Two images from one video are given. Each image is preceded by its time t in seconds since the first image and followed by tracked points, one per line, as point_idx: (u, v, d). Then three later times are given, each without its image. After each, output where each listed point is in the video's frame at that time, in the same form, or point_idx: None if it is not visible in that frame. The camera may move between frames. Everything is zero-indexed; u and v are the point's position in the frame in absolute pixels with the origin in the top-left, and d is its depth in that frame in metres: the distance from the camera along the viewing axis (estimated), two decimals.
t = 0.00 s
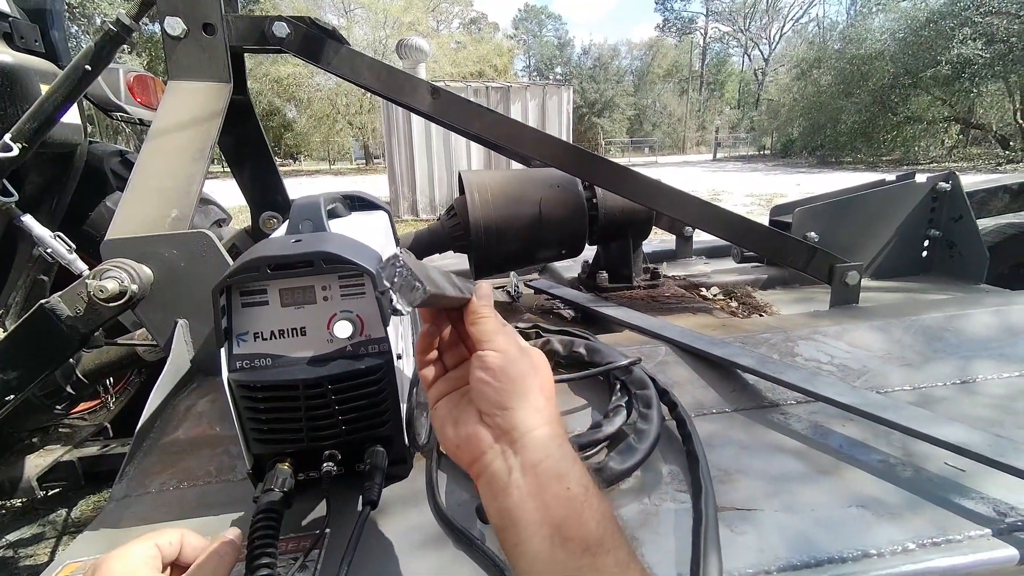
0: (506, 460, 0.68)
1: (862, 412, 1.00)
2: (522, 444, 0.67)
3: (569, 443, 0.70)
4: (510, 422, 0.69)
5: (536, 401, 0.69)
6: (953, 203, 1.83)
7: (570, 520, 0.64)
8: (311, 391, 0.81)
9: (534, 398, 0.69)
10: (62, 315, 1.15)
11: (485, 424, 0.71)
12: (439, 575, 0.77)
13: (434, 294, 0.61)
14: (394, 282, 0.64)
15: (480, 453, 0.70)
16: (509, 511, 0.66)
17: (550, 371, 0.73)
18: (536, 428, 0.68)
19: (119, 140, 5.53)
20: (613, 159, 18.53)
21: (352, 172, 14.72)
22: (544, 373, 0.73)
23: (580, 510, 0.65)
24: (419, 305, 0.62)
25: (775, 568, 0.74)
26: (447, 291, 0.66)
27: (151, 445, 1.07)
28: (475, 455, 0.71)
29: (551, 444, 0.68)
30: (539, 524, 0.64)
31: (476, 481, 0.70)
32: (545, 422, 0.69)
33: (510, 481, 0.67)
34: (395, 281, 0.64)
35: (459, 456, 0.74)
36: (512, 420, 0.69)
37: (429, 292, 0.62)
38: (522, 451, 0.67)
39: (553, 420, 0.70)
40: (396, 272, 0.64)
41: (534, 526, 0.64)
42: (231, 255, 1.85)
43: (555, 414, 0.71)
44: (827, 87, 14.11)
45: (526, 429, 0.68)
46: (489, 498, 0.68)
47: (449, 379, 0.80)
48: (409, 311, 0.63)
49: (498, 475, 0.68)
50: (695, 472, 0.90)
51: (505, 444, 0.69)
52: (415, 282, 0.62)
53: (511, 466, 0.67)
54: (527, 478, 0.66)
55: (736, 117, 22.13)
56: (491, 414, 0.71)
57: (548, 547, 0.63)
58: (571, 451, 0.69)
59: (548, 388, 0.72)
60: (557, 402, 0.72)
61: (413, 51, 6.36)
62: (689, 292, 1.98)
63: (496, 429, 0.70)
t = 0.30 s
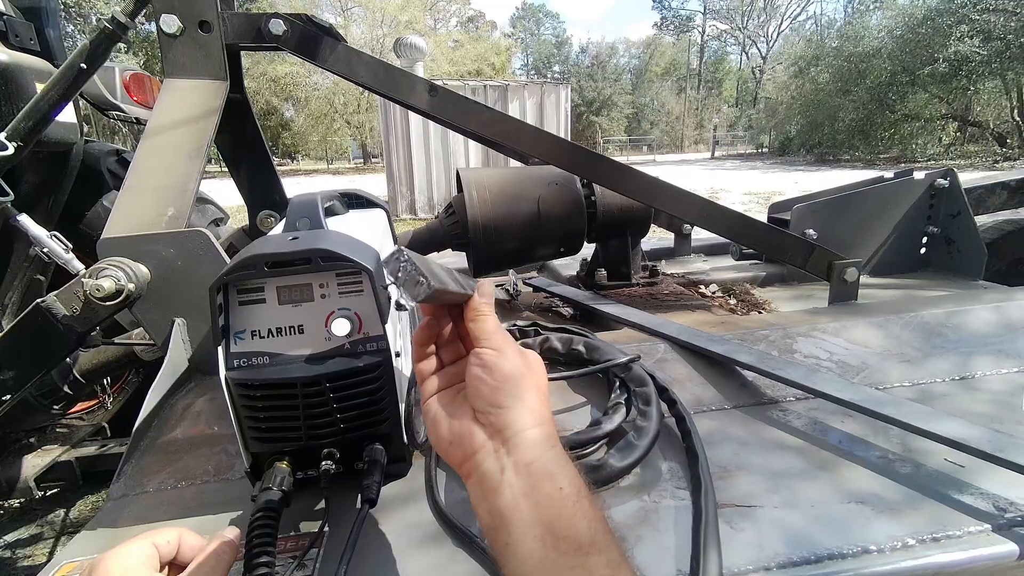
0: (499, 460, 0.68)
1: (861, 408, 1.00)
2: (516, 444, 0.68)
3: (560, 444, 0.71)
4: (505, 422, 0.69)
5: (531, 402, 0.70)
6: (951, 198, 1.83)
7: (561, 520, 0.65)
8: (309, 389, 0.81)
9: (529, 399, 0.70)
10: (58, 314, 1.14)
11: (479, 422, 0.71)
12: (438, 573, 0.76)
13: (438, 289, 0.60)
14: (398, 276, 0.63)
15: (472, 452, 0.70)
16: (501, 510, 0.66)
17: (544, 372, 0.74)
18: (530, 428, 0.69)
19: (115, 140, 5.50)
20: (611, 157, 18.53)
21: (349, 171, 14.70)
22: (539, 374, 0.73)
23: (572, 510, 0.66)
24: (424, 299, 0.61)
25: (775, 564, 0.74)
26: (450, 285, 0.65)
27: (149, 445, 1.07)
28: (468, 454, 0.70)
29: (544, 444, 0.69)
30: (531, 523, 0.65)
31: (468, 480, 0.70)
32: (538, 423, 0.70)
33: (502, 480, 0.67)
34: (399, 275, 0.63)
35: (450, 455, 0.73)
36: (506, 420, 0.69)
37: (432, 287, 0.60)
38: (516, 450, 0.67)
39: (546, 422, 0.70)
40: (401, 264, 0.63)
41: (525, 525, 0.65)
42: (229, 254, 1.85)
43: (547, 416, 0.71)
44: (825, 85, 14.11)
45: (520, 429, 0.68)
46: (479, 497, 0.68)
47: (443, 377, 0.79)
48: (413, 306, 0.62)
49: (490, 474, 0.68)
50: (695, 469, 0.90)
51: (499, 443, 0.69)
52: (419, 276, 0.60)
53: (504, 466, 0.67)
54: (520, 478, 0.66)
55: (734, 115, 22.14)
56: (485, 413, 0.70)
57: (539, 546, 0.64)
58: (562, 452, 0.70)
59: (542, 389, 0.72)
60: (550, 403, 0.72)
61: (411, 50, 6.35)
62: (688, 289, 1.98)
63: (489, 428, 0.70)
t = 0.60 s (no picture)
0: (495, 458, 0.67)
1: (863, 408, 1.00)
2: (512, 443, 0.67)
3: (554, 442, 0.71)
4: (501, 420, 0.68)
5: (527, 401, 0.69)
6: (953, 198, 1.83)
7: (557, 518, 0.65)
8: (310, 385, 0.80)
9: (525, 397, 0.69)
10: (59, 308, 1.14)
11: (473, 420, 0.70)
12: (439, 569, 0.77)
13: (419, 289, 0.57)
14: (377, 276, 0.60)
15: (467, 451, 0.69)
16: (497, 509, 0.65)
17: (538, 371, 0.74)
18: (526, 426, 0.68)
19: (114, 135, 5.48)
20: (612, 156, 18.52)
21: (350, 168, 14.68)
22: (532, 373, 0.73)
23: (567, 508, 0.66)
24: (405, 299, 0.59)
25: (775, 563, 0.74)
26: (431, 283, 0.62)
27: (149, 440, 1.07)
28: (463, 452, 0.70)
29: (539, 442, 0.69)
30: (528, 520, 0.65)
31: (462, 479, 0.69)
32: (533, 421, 0.70)
33: (497, 479, 0.66)
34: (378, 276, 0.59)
35: (444, 453, 0.72)
36: (501, 418, 0.68)
37: (414, 288, 0.57)
38: (512, 449, 0.67)
39: (540, 420, 0.70)
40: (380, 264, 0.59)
41: (521, 523, 0.65)
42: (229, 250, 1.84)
43: (542, 414, 0.71)
44: (826, 85, 14.11)
45: (517, 427, 0.68)
46: (475, 495, 0.67)
47: (435, 375, 0.78)
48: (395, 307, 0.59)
49: (486, 472, 0.67)
50: (695, 467, 0.90)
51: (494, 441, 0.68)
52: (399, 276, 0.57)
53: (500, 465, 0.67)
54: (516, 477, 0.66)
55: (735, 115, 22.13)
56: (480, 412, 0.70)
57: (535, 544, 0.64)
58: (557, 451, 0.70)
59: (536, 387, 0.72)
60: (544, 402, 0.72)
61: (412, 47, 6.34)
62: (688, 288, 1.98)
63: (485, 427, 0.69)
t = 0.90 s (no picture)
0: (491, 452, 0.67)
1: (866, 409, 1.00)
2: (509, 437, 0.67)
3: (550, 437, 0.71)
4: (498, 415, 0.68)
5: (522, 395, 0.69)
6: (958, 200, 1.82)
7: (554, 512, 0.65)
8: (314, 380, 0.80)
9: (521, 391, 0.69)
10: (62, 302, 1.14)
11: (470, 414, 0.70)
12: (441, 565, 0.77)
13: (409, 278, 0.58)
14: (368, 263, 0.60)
15: (464, 446, 0.69)
16: (494, 504, 0.65)
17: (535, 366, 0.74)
18: (522, 419, 0.68)
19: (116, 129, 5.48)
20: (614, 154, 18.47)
21: (352, 164, 14.67)
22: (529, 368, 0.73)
23: (564, 502, 0.66)
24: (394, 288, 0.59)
25: (778, 563, 0.74)
26: (422, 274, 0.63)
27: (151, 434, 1.07)
28: (460, 447, 0.69)
29: (536, 436, 0.69)
30: (525, 515, 0.64)
31: (460, 473, 0.69)
32: (529, 416, 0.69)
33: (494, 473, 0.66)
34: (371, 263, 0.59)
35: (441, 448, 0.72)
36: (497, 412, 0.68)
37: (404, 276, 0.58)
38: (509, 443, 0.67)
39: (536, 415, 0.70)
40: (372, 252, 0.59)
41: (518, 517, 0.64)
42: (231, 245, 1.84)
43: (538, 408, 0.71)
44: (830, 85, 14.06)
45: (512, 422, 0.68)
46: (471, 490, 0.67)
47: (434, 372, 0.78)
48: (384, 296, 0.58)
49: (482, 466, 0.67)
50: (698, 466, 0.89)
51: (491, 435, 0.68)
52: (390, 264, 0.58)
53: (497, 459, 0.66)
54: (513, 471, 0.66)
55: (739, 114, 22.08)
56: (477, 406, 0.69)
57: (532, 538, 0.63)
58: (553, 445, 0.70)
59: (533, 382, 0.72)
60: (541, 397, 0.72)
61: (415, 43, 6.32)
62: (691, 287, 1.97)
63: (481, 421, 0.69)
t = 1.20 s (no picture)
0: (494, 447, 0.67)
1: (869, 407, 1.00)
2: (513, 433, 0.67)
3: (553, 432, 0.71)
4: (501, 410, 0.68)
5: (525, 390, 0.69)
6: (962, 198, 1.82)
7: (556, 507, 0.65)
8: (317, 376, 0.81)
9: (524, 387, 0.69)
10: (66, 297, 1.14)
11: (473, 409, 0.70)
12: (444, 561, 0.77)
13: (415, 271, 0.59)
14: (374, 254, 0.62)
15: (467, 441, 0.69)
16: (497, 499, 0.65)
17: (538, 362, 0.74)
18: (525, 414, 0.68)
19: (118, 125, 5.48)
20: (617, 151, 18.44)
21: (354, 160, 14.67)
22: (532, 363, 0.73)
23: (566, 497, 0.66)
24: (400, 281, 0.61)
25: (779, 560, 0.74)
26: (428, 267, 0.64)
27: (155, 429, 1.08)
28: (463, 442, 0.69)
29: (539, 432, 0.69)
30: (528, 510, 0.64)
31: (463, 469, 0.69)
32: (532, 410, 0.69)
33: (497, 468, 0.66)
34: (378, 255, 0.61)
35: (444, 444, 0.72)
36: (501, 407, 0.68)
37: (410, 268, 0.60)
38: (512, 438, 0.67)
39: (539, 410, 0.70)
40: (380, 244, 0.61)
41: (521, 512, 0.64)
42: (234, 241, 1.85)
43: (541, 403, 0.71)
44: (833, 82, 14.02)
45: (515, 417, 0.68)
46: (475, 485, 0.67)
47: (438, 368, 0.78)
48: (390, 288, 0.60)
49: (485, 461, 0.67)
50: (700, 464, 0.90)
51: (494, 430, 0.68)
52: (397, 257, 0.59)
53: (500, 454, 0.67)
54: (516, 466, 0.66)
55: (742, 111, 22.02)
56: (480, 401, 0.69)
57: (535, 533, 0.64)
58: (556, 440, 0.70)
59: (536, 377, 0.72)
60: (543, 392, 0.72)
61: (418, 39, 6.31)
62: (694, 285, 1.97)
63: (485, 416, 0.69)
